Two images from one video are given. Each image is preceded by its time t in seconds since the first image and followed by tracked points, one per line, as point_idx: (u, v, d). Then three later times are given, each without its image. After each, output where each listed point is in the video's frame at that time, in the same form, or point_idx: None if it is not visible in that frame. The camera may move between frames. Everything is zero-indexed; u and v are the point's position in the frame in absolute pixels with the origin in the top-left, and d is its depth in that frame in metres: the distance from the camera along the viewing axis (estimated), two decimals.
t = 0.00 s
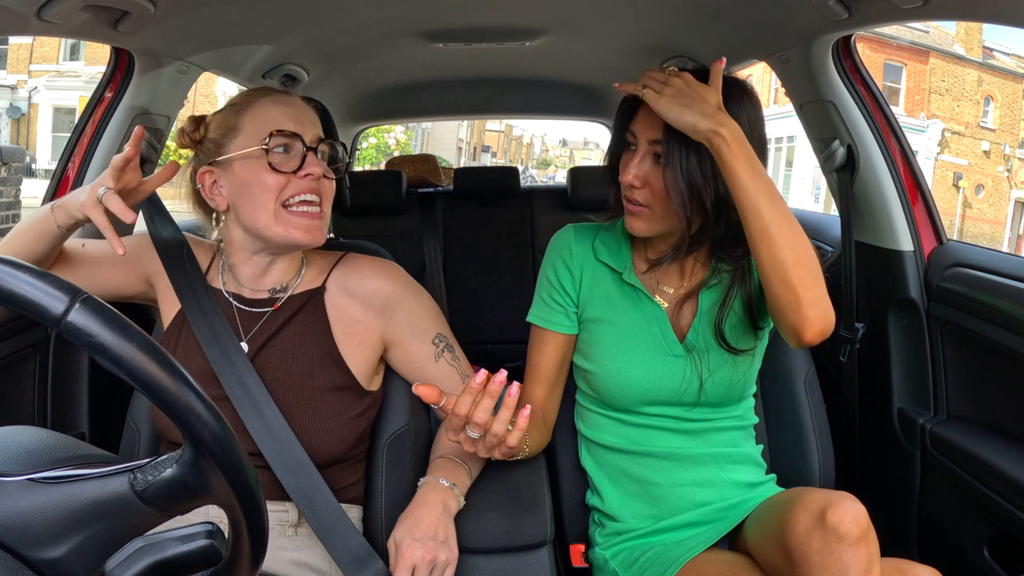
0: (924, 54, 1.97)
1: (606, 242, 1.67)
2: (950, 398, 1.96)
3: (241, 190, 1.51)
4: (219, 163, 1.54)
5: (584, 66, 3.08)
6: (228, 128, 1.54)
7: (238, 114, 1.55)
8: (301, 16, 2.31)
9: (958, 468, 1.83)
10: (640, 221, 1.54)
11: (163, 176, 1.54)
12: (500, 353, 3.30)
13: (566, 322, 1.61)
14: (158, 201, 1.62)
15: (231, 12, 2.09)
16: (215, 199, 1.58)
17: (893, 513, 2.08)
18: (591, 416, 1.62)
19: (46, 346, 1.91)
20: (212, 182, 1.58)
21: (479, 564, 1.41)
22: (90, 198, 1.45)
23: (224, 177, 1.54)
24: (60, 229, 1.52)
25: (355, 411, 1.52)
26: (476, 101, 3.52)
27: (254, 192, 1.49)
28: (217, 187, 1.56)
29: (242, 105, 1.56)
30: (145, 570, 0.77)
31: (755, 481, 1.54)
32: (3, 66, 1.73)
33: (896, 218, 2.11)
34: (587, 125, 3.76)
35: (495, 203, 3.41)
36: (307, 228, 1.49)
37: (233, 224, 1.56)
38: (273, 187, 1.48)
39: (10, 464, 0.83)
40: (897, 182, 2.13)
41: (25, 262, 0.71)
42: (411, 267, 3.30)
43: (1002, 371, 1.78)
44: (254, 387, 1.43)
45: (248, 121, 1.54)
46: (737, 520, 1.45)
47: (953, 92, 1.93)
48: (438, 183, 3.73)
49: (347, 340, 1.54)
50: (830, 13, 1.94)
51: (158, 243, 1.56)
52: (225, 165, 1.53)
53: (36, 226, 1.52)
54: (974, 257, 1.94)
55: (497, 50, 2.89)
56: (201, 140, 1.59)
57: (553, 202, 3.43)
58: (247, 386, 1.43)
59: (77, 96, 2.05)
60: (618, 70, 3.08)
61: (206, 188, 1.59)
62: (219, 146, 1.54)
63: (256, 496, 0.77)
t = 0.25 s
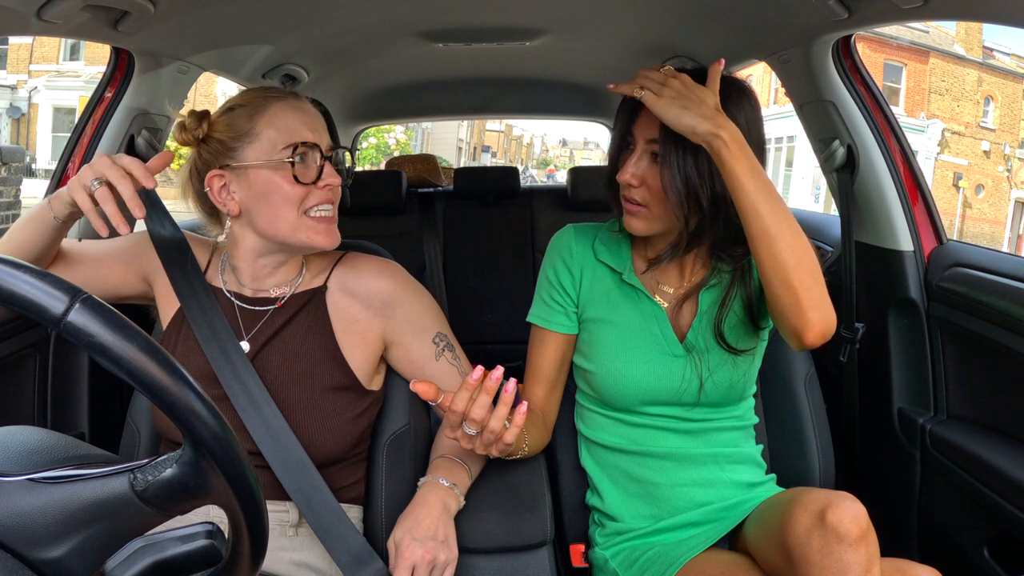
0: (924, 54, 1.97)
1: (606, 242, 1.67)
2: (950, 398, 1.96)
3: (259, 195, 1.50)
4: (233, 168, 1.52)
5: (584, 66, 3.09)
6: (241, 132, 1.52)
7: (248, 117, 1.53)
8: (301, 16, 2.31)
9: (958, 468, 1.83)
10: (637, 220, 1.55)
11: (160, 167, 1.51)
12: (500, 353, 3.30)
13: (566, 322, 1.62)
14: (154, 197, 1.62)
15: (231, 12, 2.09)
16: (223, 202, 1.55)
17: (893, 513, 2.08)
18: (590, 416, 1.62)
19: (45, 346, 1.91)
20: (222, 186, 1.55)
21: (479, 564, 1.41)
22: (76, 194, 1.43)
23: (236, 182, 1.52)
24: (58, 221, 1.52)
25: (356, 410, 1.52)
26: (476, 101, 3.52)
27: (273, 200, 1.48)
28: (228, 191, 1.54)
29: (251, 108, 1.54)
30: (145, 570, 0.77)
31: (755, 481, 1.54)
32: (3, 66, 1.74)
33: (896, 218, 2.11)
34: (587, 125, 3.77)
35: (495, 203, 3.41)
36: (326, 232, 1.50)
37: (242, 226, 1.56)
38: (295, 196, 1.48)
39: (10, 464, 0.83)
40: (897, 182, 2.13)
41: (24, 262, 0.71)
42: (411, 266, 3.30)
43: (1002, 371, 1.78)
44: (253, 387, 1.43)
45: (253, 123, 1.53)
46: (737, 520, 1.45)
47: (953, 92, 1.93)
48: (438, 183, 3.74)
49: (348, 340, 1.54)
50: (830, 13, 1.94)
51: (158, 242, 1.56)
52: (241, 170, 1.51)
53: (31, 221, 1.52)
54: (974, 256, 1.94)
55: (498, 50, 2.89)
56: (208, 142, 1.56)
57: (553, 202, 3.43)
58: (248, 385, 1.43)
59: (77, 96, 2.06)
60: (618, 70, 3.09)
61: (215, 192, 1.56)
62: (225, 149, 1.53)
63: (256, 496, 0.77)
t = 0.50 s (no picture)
0: (924, 54, 1.97)
1: (615, 244, 1.66)
2: (950, 398, 1.96)
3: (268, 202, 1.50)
4: (241, 175, 1.51)
5: (584, 66, 3.09)
6: (249, 139, 1.52)
7: (255, 122, 1.52)
8: (301, 16, 2.32)
9: (958, 468, 1.83)
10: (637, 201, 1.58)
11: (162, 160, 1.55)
12: (500, 354, 3.30)
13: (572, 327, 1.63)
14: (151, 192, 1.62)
15: (231, 12, 2.09)
16: (225, 207, 1.55)
17: (893, 513, 2.08)
18: (592, 417, 1.62)
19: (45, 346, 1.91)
20: (228, 193, 1.54)
21: (479, 564, 1.41)
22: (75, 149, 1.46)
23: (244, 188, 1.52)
24: (64, 201, 1.55)
25: (356, 409, 1.52)
26: (476, 101, 3.52)
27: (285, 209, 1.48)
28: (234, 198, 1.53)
29: (257, 112, 1.53)
30: (145, 570, 0.77)
31: (755, 482, 1.54)
32: (3, 66, 1.73)
33: (895, 218, 2.11)
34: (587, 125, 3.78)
35: (495, 203, 3.41)
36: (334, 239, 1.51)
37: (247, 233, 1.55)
38: (307, 206, 1.48)
39: (10, 464, 0.83)
40: (897, 182, 2.13)
41: (25, 262, 0.71)
42: (411, 266, 3.30)
43: (1002, 371, 1.78)
44: (253, 386, 1.43)
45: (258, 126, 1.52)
46: (735, 522, 1.45)
47: (953, 92, 1.93)
48: (438, 183, 3.74)
49: (348, 338, 1.54)
50: (830, 13, 1.94)
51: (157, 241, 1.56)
52: (249, 178, 1.50)
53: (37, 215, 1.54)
54: (974, 256, 1.94)
55: (497, 50, 2.89)
56: (213, 146, 1.55)
57: (553, 202, 3.43)
58: (247, 384, 1.43)
59: (77, 96, 2.06)
60: (618, 70, 3.09)
61: (221, 198, 1.55)
62: (230, 154, 1.53)
63: (256, 497, 0.77)
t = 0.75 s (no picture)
0: (924, 54, 1.97)
1: (624, 245, 1.66)
2: (951, 398, 1.96)
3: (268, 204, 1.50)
4: (242, 177, 1.51)
5: (584, 66, 3.09)
6: (250, 140, 1.52)
7: (254, 123, 1.52)
8: (301, 16, 2.32)
9: (958, 468, 1.83)
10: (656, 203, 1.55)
11: (159, 166, 1.54)
12: (500, 354, 3.30)
13: (578, 328, 1.63)
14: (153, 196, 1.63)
15: (231, 12, 2.09)
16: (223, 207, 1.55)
17: (894, 513, 2.08)
18: (596, 418, 1.62)
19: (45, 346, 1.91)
20: (229, 195, 1.54)
21: (479, 564, 1.41)
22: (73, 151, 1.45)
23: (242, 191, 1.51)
24: (63, 201, 1.55)
25: (357, 408, 1.52)
26: (476, 101, 3.52)
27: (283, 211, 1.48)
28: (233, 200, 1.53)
29: (256, 114, 1.53)
30: (145, 570, 0.77)
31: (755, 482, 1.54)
32: (3, 66, 1.73)
33: (896, 218, 2.11)
34: (587, 125, 3.79)
35: (495, 203, 3.41)
36: (333, 240, 1.52)
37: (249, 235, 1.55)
38: (307, 207, 1.48)
39: (10, 464, 0.83)
40: (897, 182, 2.13)
41: (24, 262, 0.71)
42: (411, 266, 3.30)
43: (1002, 371, 1.78)
44: (252, 386, 1.43)
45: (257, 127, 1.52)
46: (735, 523, 1.45)
47: (953, 92, 1.93)
48: (438, 183, 3.74)
49: (349, 338, 1.54)
50: (830, 13, 1.94)
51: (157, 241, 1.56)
52: (249, 180, 1.50)
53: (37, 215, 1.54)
54: (974, 256, 1.94)
55: (497, 50, 2.89)
56: (214, 148, 1.55)
57: (554, 202, 3.43)
58: (247, 384, 1.43)
59: (76, 96, 2.06)
60: (618, 70, 3.09)
61: (222, 201, 1.54)
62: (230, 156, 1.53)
63: (256, 497, 0.77)
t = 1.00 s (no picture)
0: (924, 54, 1.97)
1: (625, 243, 1.68)
2: (950, 398, 1.96)
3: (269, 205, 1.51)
4: (247, 178, 1.50)
5: (584, 66, 3.09)
6: (251, 141, 1.52)
7: (259, 125, 1.52)
8: (301, 16, 2.31)
9: (958, 468, 1.83)
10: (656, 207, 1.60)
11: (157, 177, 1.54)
12: (500, 354, 3.30)
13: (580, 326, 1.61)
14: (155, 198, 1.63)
15: (231, 12, 2.09)
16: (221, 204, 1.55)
17: (894, 513, 2.08)
18: (594, 415, 1.62)
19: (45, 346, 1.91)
20: (233, 196, 1.53)
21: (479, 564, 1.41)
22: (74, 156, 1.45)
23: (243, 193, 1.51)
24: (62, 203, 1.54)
25: (357, 407, 1.52)
26: (476, 101, 3.52)
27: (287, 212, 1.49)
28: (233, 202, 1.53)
29: (261, 115, 1.53)
30: (145, 570, 0.77)
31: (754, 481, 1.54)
32: (3, 66, 1.73)
33: (896, 218, 2.11)
34: (587, 125, 3.79)
35: (495, 203, 3.41)
36: (335, 242, 1.53)
37: (252, 236, 1.54)
38: (311, 211, 1.48)
39: (10, 464, 0.83)
40: (897, 182, 2.13)
41: (24, 262, 0.71)
42: (411, 266, 3.30)
43: (1002, 371, 1.78)
44: (252, 385, 1.43)
45: (259, 129, 1.52)
46: (734, 523, 1.46)
47: (953, 92, 1.93)
48: (438, 183, 3.74)
49: (349, 337, 1.53)
50: (830, 13, 1.94)
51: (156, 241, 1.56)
52: (253, 181, 1.50)
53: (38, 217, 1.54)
54: (974, 256, 1.94)
55: (498, 50, 2.89)
56: (218, 149, 1.55)
57: (553, 202, 3.43)
58: (247, 383, 1.43)
59: (77, 96, 2.05)
60: (618, 70, 3.09)
61: (225, 201, 1.54)
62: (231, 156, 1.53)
63: (256, 497, 0.77)
